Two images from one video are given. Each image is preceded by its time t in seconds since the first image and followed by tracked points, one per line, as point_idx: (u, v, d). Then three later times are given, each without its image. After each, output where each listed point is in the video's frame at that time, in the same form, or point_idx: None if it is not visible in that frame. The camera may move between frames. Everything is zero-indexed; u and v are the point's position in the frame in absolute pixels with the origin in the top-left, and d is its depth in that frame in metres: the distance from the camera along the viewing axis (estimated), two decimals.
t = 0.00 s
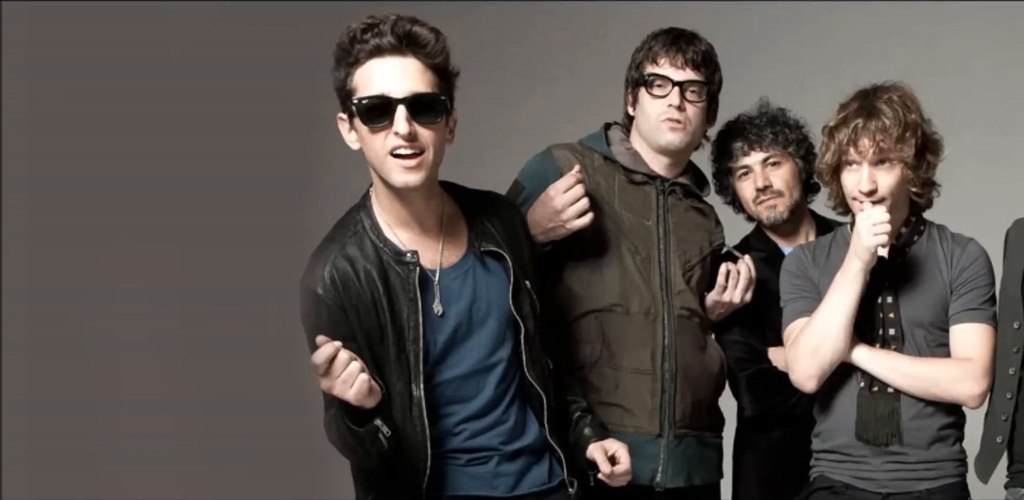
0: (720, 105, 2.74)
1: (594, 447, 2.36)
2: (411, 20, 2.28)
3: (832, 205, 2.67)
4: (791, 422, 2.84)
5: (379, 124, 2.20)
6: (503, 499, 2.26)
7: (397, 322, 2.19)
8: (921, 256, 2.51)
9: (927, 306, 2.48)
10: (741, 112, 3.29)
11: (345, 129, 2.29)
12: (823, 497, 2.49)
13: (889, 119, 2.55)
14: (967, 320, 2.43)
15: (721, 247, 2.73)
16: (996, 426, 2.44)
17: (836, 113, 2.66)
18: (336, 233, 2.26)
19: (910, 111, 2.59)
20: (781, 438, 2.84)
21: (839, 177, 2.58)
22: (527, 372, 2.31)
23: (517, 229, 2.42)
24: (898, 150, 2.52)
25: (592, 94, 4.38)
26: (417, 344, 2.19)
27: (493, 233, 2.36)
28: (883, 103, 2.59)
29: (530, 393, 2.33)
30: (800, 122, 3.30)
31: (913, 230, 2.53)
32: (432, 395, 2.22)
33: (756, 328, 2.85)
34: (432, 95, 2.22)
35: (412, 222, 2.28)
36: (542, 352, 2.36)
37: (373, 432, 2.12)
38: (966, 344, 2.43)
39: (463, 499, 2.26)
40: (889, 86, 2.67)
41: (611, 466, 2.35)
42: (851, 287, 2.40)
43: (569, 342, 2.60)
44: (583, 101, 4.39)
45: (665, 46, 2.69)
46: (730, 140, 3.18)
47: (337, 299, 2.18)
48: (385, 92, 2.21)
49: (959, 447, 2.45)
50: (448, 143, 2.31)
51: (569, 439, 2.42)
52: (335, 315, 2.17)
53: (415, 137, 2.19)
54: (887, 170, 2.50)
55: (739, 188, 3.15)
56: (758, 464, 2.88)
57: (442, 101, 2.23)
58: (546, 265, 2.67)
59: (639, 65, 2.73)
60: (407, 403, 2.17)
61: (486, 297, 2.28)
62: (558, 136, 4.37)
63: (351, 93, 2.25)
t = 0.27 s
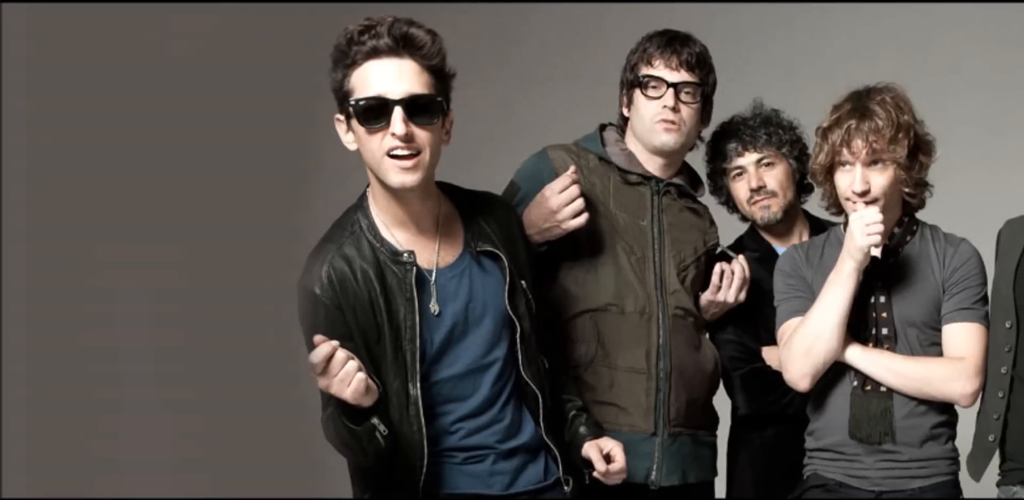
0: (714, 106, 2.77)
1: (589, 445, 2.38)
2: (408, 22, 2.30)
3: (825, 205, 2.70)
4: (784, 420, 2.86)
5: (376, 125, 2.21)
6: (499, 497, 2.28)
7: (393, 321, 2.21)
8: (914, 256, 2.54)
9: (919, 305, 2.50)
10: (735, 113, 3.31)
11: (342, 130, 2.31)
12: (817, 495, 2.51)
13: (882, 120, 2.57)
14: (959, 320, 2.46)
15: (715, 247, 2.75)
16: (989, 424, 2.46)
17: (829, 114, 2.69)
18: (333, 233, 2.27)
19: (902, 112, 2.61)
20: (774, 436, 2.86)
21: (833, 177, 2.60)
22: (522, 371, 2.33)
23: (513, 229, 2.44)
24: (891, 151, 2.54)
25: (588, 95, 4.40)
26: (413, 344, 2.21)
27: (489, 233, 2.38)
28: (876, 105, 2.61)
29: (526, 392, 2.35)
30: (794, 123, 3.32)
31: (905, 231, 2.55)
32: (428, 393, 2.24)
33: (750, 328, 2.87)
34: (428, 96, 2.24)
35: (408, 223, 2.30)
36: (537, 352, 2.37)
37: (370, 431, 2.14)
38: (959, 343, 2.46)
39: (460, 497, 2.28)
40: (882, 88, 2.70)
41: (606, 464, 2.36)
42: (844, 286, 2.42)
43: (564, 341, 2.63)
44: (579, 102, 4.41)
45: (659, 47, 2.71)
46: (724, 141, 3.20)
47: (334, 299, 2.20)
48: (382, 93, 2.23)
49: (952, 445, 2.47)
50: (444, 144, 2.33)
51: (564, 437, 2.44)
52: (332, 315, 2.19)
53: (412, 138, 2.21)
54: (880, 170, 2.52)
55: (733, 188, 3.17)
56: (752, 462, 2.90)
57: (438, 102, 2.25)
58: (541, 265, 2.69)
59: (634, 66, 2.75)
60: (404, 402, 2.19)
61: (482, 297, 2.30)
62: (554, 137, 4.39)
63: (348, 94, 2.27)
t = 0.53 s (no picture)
0: (708, 108, 2.79)
1: (585, 443, 2.40)
2: (405, 24, 2.32)
3: (819, 206, 2.72)
4: (778, 420, 2.88)
5: (373, 126, 2.23)
6: (495, 495, 2.30)
7: (390, 321, 2.23)
8: (906, 256, 2.56)
9: (912, 305, 2.52)
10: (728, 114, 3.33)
11: (339, 131, 2.33)
12: (810, 493, 2.53)
13: (875, 121, 2.59)
14: (951, 320, 2.48)
15: (709, 247, 2.77)
16: (981, 422, 2.49)
17: (823, 115, 2.71)
18: (331, 233, 2.29)
19: (895, 113, 2.64)
20: (768, 435, 2.88)
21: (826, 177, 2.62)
22: (518, 370, 2.35)
23: (509, 229, 2.46)
24: (883, 151, 2.56)
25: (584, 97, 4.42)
26: (410, 343, 2.22)
27: (485, 233, 2.40)
28: (869, 106, 2.64)
29: (522, 390, 2.37)
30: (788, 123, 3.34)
31: (898, 231, 2.58)
32: (425, 392, 2.26)
33: (745, 327, 2.89)
34: (425, 97, 2.25)
35: (405, 223, 2.32)
36: (533, 351, 2.39)
37: (367, 429, 2.16)
38: (951, 342, 2.48)
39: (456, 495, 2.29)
40: (875, 89, 2.72)
41: (602, 462, 2.38)
42: (838, 286, 2.45)
43: (560, 341, 2.64)
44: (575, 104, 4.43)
45: (654, 49, 2.73)
46: (718, 142, 3.23)
47: (332, 299, 2.21)
48: (379, 95, 2.25)
49: (944, 444, 2.50)
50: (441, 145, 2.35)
51: (560, 436, 2.46)
52: (330, 315, 2.20)
53: (409, 138, 2.23)
54: (872, 171, 2.54)
55: (727, 189, 3.19)
56: (746, 460, 2.92)
57: (434, 103, 2.26)
58: (537, 265, 2.71)
59: (629, 68, 2.77)
60: (401, 401, 2.21)
61: (478, 296, 2.32)
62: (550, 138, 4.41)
63: (346, 96, 2.29)
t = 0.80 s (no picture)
0: (702, 109, 2.81)
1: (580, 442, 2.42)
2: (401, 26, 2.34)
3: (812, 206, 2.74)
4: (772, 418, 2.90)
5: (370, 127, 2.25)
6: (491, 493, 2.32)
7: (387, 320, 2.25)
8: (899, 256, 2.58)
9: (904, 304, 2.54)
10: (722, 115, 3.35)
11: (336, 132, 2.35)
12: (804, 491, 2.55)
13: (867, 122, 2.62)
14: (944, 319, 2.50)
15: (704, 247, 2.79)
16: (973, 421, 2.51)
17: (816, 116, 2.73)
18: (328, 233, 2.31)
19: (888, 114, 2.66)
20: (762, 433, 2.90)
21: (819, 178, 2.65)
22: (514, 369, 2.37)
23: (505, 230, 2.48)
24: (877, 152, 2.58)
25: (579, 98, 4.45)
26: (407, 342, 2.24)
27: (481, 233, 2.42)
28: (862, 107, 2.66)
29: (518, 389, 2.39)
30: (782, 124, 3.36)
31: (891, 231, 2.60)
32: (421, 391, 2.28)
33: (738, 327, 2.92)
34: (422, 98, 2.27)
35: (402, 223, 2.33)
36: (528, 350, 2.42)
37: (364, 428, 2.18)
38: (944, 341, 2.50)
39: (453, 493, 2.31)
40: (867, 90, 2.74)
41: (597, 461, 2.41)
42: (831, 285, 2.47)
43: (555, 340, 2.66)
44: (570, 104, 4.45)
45: (649, 50, 2.76)
46: (712, 143, 3.24)
47: (329, 298, 2.24)
48: (376, 96, 2.26)
49: (937, 442, 2.52)
50: (437, 146, 2.37)
51: (555, 434, 2.48)
52: (327, 314, 2.23)
53: (406, 139, 2.24)
54: (866, 171, 2.56)
55: (721, 189, 3.21)
56: (740, 458, 2.94)
57: (431, 105, 2.28)
58: (532, 265, 2.73)
59: (624, 69, 2.79)
60: (397, 399, 2.23)
61: (474, 296, 2.34)
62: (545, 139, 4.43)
63: (343, 97, 2.30)
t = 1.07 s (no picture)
0: (697, 110, 2.83)
1: (575, 441, 2.44)
2: (398, 27, 2.35)
3: (806, 206, 2.76)
4: (766, 417, 2.93)
5: (368, 128, 2.27)
6: (488, 491, 2.34)
7: (384, 320, 2.27)
8: (892, 256, 2.60)
9: (897, 304, 2.57)
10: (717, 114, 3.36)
11: (334, 132, 2.36)
12: (797, 489, 2.58)
13: (861, 123, 2.64)
14: (936, 319, 2.53)
15: (699, 247, 2.80)
16: (966, 420, 2.53)
17: (810, 117, 2.75)
18: (326, 233, 2.33)
19: (881, 115, 2.68)
20: (757, 432, 2.93)
21: (813, 179, 2.66)
22: (510, 368, 2.39)
23: (501, 230, 2.50)
24: (870, 153, 2.61)
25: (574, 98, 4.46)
26: (404, 341, 2.26)
27: (477, 233, 2.43)
28: (855, 108, 2.68)
29: (514, 388, 2.40)
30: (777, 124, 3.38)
31: (884, 231, 2.61)
32: (418, 390, 2.30)
33: (732, 326, 2.94)
34: (418, 100, 2.29)
35: (399, 223, 2.35)
36: (524, 349, 2.43)
37: (361, 426, 2.20)
38: (936, 340, 2.53)
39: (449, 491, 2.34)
40: (861, 91, 2.77)
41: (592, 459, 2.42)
42: (825, 285, 2.49)
43: (550, 340, 2.69)
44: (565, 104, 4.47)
45: (644, 52, 2.77)
46: (706, 144, 3.26)
47: (327, 298, 2.26)
48: (373, 97, 2.29)
49: (929, 441, 2.54)
50: (434, 146, 2.38)
51: (551, 433, 2.50)
52: (325, 314, 2.25)
53: (402, 140, 2.26)
54: (859, 172, 2.59)
55: (716, 190, 3.25)
56: (734, 456, 2.96)
57: (428, 106, 2.30)
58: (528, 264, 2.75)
59: (619, 70, 2.80)
60: (394, 398, 2.25)
61: (470, 295, 2.36)
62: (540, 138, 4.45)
63: (340, 98, 2.32)
